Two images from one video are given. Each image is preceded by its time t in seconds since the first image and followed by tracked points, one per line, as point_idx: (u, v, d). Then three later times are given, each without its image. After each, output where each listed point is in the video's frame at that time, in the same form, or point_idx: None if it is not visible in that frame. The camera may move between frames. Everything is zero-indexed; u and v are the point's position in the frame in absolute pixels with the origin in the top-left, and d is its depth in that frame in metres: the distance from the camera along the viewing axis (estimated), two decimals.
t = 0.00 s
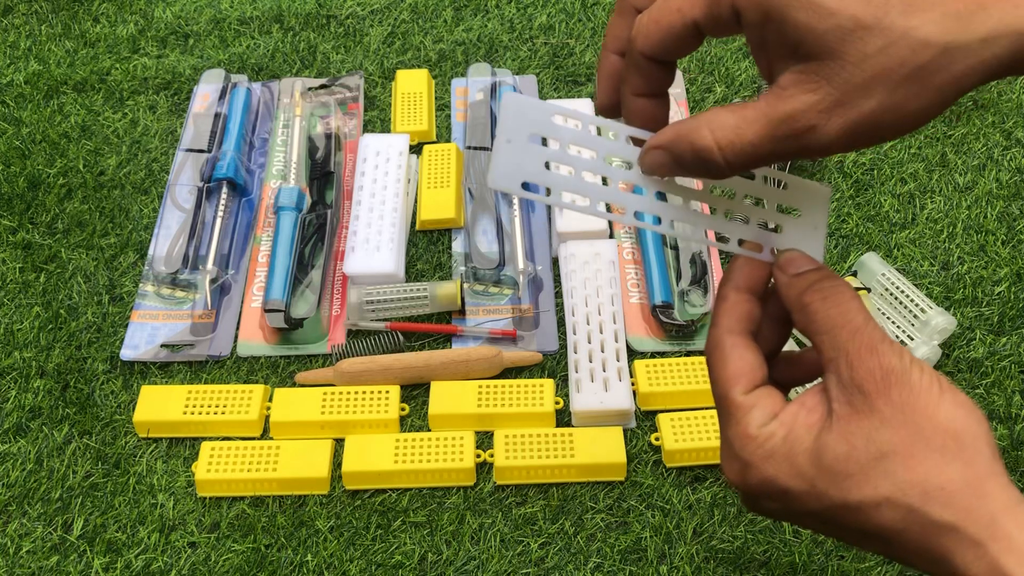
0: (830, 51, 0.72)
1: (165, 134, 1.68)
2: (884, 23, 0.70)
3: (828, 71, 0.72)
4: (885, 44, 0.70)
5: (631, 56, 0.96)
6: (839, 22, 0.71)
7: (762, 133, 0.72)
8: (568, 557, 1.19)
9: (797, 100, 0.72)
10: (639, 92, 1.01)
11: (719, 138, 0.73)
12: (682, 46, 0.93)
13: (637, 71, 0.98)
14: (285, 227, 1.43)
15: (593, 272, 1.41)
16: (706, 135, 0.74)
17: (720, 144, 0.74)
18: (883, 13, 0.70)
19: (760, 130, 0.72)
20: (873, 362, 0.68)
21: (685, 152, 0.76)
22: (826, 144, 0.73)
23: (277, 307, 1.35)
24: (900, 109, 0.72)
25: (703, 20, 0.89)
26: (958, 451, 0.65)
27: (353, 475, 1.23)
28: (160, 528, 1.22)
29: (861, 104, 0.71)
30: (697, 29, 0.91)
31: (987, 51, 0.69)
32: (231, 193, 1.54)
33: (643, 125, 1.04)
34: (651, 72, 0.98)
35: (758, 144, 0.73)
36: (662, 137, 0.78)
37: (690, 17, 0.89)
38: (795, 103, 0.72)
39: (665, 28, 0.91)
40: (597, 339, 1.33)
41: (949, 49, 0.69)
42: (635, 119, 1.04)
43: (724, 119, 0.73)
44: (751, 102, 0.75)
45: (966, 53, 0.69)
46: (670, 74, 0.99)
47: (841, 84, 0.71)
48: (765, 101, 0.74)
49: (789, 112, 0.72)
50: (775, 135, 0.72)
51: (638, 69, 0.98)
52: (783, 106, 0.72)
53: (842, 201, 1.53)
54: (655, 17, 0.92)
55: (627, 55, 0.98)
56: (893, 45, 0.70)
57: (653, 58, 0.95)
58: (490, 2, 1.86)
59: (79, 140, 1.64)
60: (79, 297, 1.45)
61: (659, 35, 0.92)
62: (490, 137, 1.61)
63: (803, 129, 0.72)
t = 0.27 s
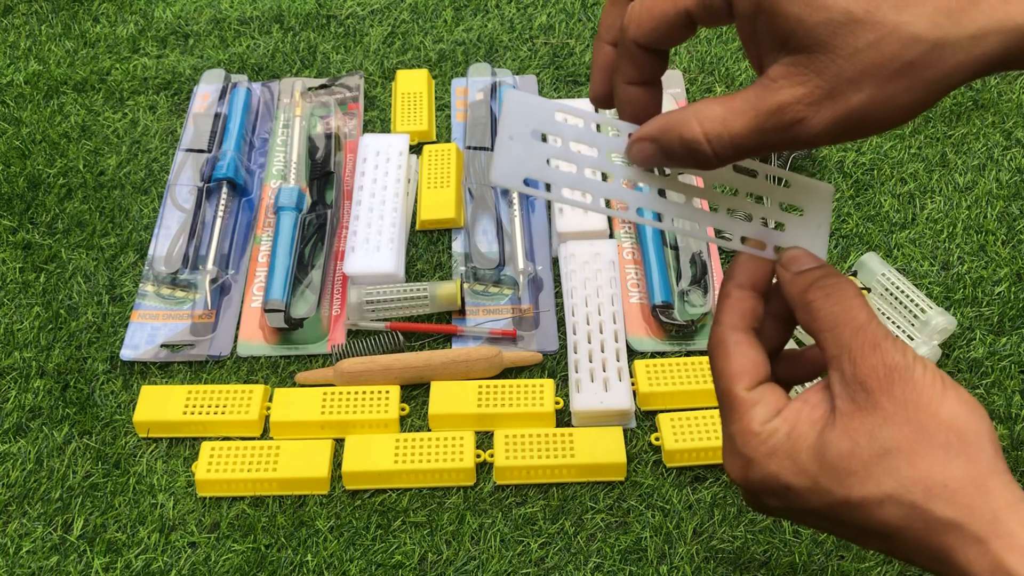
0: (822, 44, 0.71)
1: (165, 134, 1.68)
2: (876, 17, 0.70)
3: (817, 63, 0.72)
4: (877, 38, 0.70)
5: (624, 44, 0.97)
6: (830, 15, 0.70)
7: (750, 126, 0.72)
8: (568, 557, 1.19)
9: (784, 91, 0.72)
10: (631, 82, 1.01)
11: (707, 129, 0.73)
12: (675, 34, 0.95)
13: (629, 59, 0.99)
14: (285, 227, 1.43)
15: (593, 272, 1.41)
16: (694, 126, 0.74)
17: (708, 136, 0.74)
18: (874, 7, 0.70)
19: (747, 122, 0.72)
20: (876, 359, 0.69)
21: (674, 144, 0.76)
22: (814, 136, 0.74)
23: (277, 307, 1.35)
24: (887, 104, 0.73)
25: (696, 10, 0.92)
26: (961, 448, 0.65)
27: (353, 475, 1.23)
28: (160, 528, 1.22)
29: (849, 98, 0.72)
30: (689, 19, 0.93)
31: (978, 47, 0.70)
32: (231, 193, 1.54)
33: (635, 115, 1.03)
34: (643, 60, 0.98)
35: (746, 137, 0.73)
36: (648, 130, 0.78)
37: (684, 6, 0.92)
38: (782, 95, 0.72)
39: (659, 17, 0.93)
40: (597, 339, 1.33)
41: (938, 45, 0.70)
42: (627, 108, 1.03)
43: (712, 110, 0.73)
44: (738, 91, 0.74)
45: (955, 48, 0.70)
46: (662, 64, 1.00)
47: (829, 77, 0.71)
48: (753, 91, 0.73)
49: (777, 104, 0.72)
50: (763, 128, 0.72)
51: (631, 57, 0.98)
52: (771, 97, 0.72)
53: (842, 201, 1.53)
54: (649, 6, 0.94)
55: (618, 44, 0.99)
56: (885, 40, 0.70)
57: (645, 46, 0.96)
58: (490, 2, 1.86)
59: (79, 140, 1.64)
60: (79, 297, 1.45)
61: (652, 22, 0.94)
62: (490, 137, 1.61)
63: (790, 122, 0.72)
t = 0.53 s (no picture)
0: (805, 15, 0.71)
1: (166, 134, 1.68)
2: None
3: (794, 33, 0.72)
4: (858, 9, 0.70)
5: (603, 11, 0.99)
6: None
7: (728, 96, 0.72)
8: (568, 557, 1.19)
9: (762, 61, 0.72)
10: (610, 49, 1.03)
11: (686, 100, 0.73)
12: (653, 3, 0.95)
13: (608, 26, 1.00)
14: (285, 227, 1.43)
15: (593, 272, 1.41)
16: (672, 97, 0.73)
17: (685, 106, 0.73)
18: None
19: (724, 92, 0.72)
20: (883, 353, 0.69)
21: (652, 117, 0.75)
22: (792, 109, 0.74)
23: (277, 308, 1.35)
24: (867, 76, 0.72)
25: None
26: (967, 443, 0.65)
27: (353, 475, 1.23)
28: (160, 528, 1.22)
29: (828, 68, 0.72)
30: None
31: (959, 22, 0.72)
32: (231, 193, 1.54)
33: (613, 82, 1.06)
34: (622, 27, 1.00)
35: (724, 107, 0.73)
36: (626, 102, 0.77)
37: None
38: (761, 66, 0.72)
39: None
40: (597, 339, 1.33)
41: (919, 17, 0.70)
42: (606, 76, 1.06)
43: (689, 81, 0.73)
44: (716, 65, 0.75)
45: (934, 21, 0.71)
46: (643, 31, 1.01)
47: (807, 47, 0.71)
48: (731, 62, 0.74)
49: (754, 76, 0.72)
50: (740, 99, 0.72)
51: (609, 24, 1.00)
52: (749, 68, 0.72)
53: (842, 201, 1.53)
54: None
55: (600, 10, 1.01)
56: (865, 11, 0.70)
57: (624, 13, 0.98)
58: (490, 2, 1.86)
59: (79, 140, 1.64)
60: (79, 297, 1.45)
61: None
62: (489, 137, 1.61)
63: (768, 93, 0.72)
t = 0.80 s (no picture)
0: (851, 51, 0.70)
1: (166, 134, 1.68)
2: (903, 20, 0.68)
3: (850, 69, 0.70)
4: (904, 41, 0.68)
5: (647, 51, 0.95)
6: (856, 22, 0.69)
7: (788, 141, 0.72)
8: (568, 557, 1.19)
9: (819, 100, 0.71)
10: (653, 88, 0.99)
11: (750, 152, 0.74)
12: (699, 44, 0.92)
13: (652, 66, 0.97)
14: (285, 226, 1.43)
15: (593, 272, 1.41)
16: (736, 151, 0.75)
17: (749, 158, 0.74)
18: (901, 9, 0.68)
19: (784, 140, 0.72)
20: (873, 361, 0.68)
21: (721, 168, 0.77)
22: (853, 141, 0.73)
23: (277, 308, 1.35)
24: (922, 104, 0.71)
25: (723, 19, 0.87)
26: (960, 451, 0.65)
27: (354, 475, 1.23)
28: (160, 528, 1.22)
29: (881, 101, 0.70)
30: (714, 29, 0.89)
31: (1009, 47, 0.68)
32: (231, 193, 1.54)
33: (657, 123, 1.02)
34: (666, 67, 0.96)
35: (786, 153, 0.73)
36: (694, 157, 0.81)
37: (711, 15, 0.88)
38: (817, 105, 0.71)
39: (683, 25, 0.90)
40: (597, 339, 1.33)
41: (967, 46, 0.68)
42: (646, 116, 1.02)
43: (750, 132, 0.74)
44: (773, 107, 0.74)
45: (985, 47, 0.68)
46: (686, 71, 0.97)
47: (861, 83, 0.70)
48: (787, 104, 0.73)
49: (812, 115, 0.71)
50: (802, 142, 0.72)
51: (653, 64, 0.96)
52: (806, 109, 0.71)
53: (842, 201, 1.53)
54: (673, 14, 0.90)
55: (641, 49, 0.97)
56: (912, 43, 0.68)
57: (670, 53, 0.94)
58: (490, 2, 1.86)
59: (79, 140, 1.64)
60: (79, 297, 1.45)
61: (677, 31, 0.91)
62: (489, 137, 1.61)
63: (828, 132, 0.71)
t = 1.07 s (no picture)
0: (884, 78, 0.71)
1: (166, 134, 1.68)
2: (934, 44, 0.68)
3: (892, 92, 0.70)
4: (938, 64, 0.68)
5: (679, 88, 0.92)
6: (887, 50, 0.70)
7: (830, 168, 0.73)
8: (568, 557, 1.19)
9: (859, 125, 0.71)
10: (688, 121, 0.97)
11: (792, 181, 0.75)
12: (732, 78, 0.88)
13: (684, 101, 0.94)
14: (285, 226, 1.43)
15: (593, 272, 1.41)
16: (779, 180, 0.76)
17: (793, 187, 0.75)
18: (932, 34, 0.68)
19: (825, 168, 0.73)
20: (864, 368, 0.68)
21: (765, 198, 0.78)
22: (893, 163, 0.73)
23: (277, 307, 1.36)
24: (962, 120, 0.70)
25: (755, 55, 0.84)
26: (954, 456, 0.65)
27: (353, 475, 1.23)
28: (160, 527, 1.22)
29: (919, 124, 0.70)
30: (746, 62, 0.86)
31: None
32: (231, 193, 1.54)
33: (694, 152, 1.00)
34: (699, 100, 0.93)
35: (828, 179, 0.74)
36: (740, 187, 0.81)
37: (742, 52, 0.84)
38: (856, 132, 0.71)
39: (714, 64, 0.87)
40: (597, 339, 1.33)
41: (1001, 63, 0.67)
42: (683, 146, 1.00)
43: (791, 161, 0.75)
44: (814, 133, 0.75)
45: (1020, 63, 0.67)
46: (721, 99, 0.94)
47: (899, 108, 0.70)
48: (827, 130, 0.73)
49: (852, 141, 0.72)
50: (842, 168, 0.73)
51: (686, 99, 0.93)
52: (846, 136, 0.72)
53: (842, 201, 1.53)
54: (704, 52, 0.87)
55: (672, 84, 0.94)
56: (945, 66, 0.68)
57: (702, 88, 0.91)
58: (490, 2, 1.86)
59: (79, 140, 1.64)
60: (79, 297, 1.45)
61: (708, 68, 0.87)
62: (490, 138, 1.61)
63: (870, 158, 0.72)
